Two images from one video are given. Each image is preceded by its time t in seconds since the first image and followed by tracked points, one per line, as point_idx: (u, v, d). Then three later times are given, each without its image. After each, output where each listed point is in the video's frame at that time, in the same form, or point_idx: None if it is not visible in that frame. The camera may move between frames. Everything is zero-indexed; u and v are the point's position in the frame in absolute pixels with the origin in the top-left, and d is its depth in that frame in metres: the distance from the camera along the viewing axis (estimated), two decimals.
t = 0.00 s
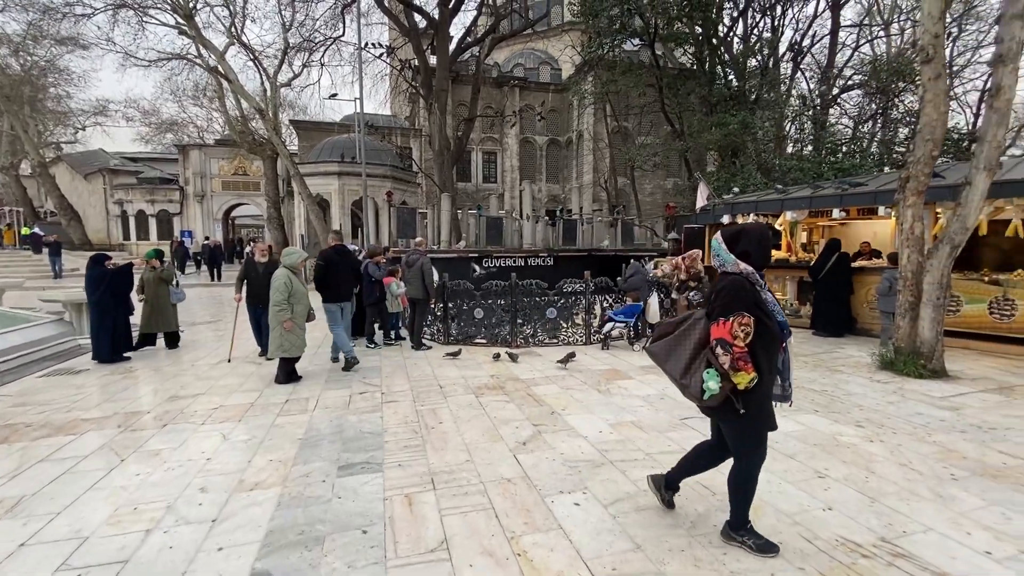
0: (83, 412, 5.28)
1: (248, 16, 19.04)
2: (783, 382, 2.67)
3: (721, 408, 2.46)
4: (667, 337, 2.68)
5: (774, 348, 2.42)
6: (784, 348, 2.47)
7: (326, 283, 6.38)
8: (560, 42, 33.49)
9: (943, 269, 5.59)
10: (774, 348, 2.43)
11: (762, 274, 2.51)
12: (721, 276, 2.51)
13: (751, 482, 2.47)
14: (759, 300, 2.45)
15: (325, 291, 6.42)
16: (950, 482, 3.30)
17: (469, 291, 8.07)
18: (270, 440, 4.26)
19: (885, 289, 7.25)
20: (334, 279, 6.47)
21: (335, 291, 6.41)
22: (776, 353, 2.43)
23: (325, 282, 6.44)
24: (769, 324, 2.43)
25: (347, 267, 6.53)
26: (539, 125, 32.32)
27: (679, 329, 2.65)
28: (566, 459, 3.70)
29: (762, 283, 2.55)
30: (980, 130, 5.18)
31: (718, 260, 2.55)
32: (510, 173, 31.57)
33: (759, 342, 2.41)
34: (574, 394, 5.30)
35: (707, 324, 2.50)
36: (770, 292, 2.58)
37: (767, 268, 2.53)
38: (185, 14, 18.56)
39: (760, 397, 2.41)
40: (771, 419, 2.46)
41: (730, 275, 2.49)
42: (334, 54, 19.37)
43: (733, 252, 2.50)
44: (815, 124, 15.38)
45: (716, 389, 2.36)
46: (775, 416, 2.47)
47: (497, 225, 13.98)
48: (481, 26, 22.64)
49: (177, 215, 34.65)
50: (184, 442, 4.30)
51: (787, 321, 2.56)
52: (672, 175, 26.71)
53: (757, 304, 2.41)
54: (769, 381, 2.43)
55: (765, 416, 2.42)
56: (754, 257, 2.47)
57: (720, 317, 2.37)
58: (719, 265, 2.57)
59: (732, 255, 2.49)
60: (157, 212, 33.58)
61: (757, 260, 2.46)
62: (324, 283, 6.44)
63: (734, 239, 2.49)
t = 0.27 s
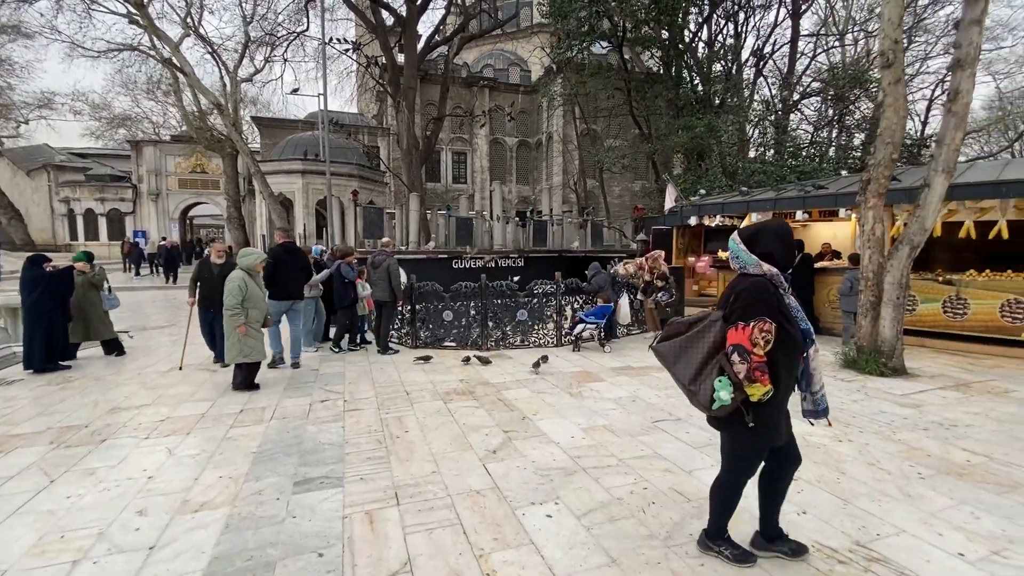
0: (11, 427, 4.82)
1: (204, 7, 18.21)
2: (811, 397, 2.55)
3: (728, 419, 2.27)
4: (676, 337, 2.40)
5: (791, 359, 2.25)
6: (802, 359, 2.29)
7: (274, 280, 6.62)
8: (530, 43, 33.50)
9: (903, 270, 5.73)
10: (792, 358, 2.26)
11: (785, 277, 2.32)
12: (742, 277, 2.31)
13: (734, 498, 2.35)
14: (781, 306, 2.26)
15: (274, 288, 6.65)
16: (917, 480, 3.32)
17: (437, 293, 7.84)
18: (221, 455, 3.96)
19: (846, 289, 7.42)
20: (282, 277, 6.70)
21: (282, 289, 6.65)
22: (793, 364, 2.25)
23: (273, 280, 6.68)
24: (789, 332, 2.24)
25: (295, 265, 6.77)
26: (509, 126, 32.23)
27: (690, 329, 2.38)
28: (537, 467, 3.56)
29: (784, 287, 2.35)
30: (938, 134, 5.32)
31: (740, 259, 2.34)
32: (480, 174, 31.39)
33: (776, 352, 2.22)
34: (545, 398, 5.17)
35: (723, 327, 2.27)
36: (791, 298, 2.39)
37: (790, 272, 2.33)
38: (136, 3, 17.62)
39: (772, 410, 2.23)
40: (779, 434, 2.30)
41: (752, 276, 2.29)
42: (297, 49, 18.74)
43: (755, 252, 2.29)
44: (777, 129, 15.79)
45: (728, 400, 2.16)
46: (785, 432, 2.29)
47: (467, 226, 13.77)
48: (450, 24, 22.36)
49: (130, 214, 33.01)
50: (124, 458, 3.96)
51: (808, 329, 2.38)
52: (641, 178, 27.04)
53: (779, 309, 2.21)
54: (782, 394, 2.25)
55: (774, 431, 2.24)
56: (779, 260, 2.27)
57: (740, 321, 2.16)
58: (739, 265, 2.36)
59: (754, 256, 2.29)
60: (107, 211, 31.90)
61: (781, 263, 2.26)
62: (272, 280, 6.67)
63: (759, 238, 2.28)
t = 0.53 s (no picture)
0: None
1: None
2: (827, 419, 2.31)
3: (751, 439, 2.11)
4: (700, 348, 2.28)
5: (827, 377, 2.04)
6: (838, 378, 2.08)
7: (216, 285, 6.38)
8: (496, 44, 33.37)
9: (861, 272, 5.87)
10: (827, 377, 2.05)
11: (820, 288, 2.10)
12: (772, 287, 2.10)
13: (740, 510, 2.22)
14: (816, 320, 2.04)
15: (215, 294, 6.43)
16: (881, 481, 3.34)
17: (401, 296, 7.59)
18: (161, 474, 3.64)
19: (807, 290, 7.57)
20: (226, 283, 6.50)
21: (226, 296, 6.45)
22: (829, 382, 2.05)
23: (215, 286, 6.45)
24: (825, 349, 2.03)
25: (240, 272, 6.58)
26: (476, 126, 32.02)
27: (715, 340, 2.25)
28: (506, 478, 3.41)
29: (820, 300, 2.13)
30: (895, 139, 5.46)
31: (769, 266, 2.13)
32: (447, 173, 31.07)
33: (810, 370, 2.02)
34: (513, 403, 5.02)
35: (750, 341, 2.11)
36: (829, 311, 2.17)
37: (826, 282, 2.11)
38: None
39: (801, 432, 2.04)
40: (810, 460, 2.09)
41: (783, 287, 2.08)
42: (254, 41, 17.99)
43: (788, 261, 2.08)
44: (737, 133, 16.19)
45: (752, 420, 2.00)
46: (815, 455, 2.10)
47: (433, 226, 13.48)
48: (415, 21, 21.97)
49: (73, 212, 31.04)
50: (48, 482, 3.59)
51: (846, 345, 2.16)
52: (607, 179, 27.36)
53: (812, 323, 2.00)
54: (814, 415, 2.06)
55: (803, 455, 2.06)
56: (814, 269, 2.05)
57: (768, 336, 1.97)
58: (769, 274, 2.16)
59: (785, 264, 2.08)
60: (48, 209, 29.96)
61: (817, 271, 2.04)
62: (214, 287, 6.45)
63: (791, 246, 2.07)
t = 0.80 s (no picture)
0: None
1: None
2: (905, 422, 2.15)
3: (806, 451, 1.91)
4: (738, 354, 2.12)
5: (885, 377, 1.81)
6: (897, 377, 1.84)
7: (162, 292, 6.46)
8: (462, 42, 33.07)
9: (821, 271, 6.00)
10: (886, 376, 1.81)
11: (867, 279, 1.89)
12: (810, 283, 1.92)
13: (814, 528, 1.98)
14: (862, 313, 1.84)
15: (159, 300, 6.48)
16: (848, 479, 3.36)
17: (364, 297, 7.32)
18: (95, 496, 3.31)
19: (769, 289, 7.73)
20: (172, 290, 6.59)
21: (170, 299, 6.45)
22: (888, 382, 1.81)
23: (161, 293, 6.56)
24: (882, 345, 1.80)
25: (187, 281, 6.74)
26: (442, 124, 31.63)
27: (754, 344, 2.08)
28: (474, 488, 3.26)
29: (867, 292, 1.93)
30: (854, 142, 5.59)
31: (805, 259, 1.95)
32: (413, 172, 30.58)
33: (863, 369, 1.80)
34: (481, 408, 4.87)
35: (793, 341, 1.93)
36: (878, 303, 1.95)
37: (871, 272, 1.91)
38: None
39: (863, 440, 1.81)
40: (879, 468, 1.85)
41: (822, 281, 1.89)
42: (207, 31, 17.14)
43: (825, 252, 1.90)
44: (699, 136, 16.53)
45: (801, 428, 1.81)
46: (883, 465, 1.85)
47: (399, 225, 13.14)
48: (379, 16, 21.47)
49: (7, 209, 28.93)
50: None
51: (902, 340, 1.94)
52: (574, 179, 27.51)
53: (861, 317, 1.80)
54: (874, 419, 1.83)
55: (872, 465, 1.83)
56: (856, 258, 1.85)
57: (810, 335, 1.79)
58: (805, 267, 1.97)
59: (822, 256, 1.89)
60: None
61: (858, 261, 1.85)
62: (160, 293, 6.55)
63: (827, 237, 1.89)
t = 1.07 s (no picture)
0: None
1: None
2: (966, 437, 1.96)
3: (863, 472, 1.73)
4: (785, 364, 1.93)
5: (949, 394, 1.63)
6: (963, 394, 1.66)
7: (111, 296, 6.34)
8: (429, 39, 32.62)
9: (787, 271, 6.11)
10: (950, 393, 1.64)
11: (931, 286, 1.71)
12: (867, 289, 1.74)
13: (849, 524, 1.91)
14: (927, 325, 1.66)
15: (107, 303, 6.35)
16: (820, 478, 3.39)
17: (328, 299, 7.03)
18: (26, 521, 2.99)
19: (735, 289, 7.87)
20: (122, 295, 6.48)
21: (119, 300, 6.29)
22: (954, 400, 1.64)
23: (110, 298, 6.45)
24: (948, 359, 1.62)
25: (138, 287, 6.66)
26: (409, 122, 31.11)
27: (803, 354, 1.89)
28: (446, 499, 3.12)
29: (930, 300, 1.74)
30: (819, 143, 5.72)
31: (861, 263, 1.78)
32: (379, 170, 29.97)
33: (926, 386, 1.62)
34: (452, 413, 4.72)
35: (846, 354, 1.73)
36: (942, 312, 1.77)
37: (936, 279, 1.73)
38: None
39: (926, 464, 1.63)
40: (945, 492, 1.66)
41: (881, 287, 1.71)
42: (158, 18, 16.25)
43: (884, 255, 1.72)
44: (665, 137, 16.77)
45: (854, 449, 1.63)
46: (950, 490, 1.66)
47: (364, 224, 12.77)
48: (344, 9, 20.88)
49: None
50: None
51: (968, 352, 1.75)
52: (542, 179, 27.54)
53: (926, 327, 1.62)
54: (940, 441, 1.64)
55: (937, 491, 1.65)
56: (919, 263, 1.68)
57: (866, 347, 1.60)
58: (861, 273, 1.79)
59: (880, 260, 1.72)
60: None
61: (920, 268, 1.67)
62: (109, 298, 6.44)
63: (888, 238, 1.72)
